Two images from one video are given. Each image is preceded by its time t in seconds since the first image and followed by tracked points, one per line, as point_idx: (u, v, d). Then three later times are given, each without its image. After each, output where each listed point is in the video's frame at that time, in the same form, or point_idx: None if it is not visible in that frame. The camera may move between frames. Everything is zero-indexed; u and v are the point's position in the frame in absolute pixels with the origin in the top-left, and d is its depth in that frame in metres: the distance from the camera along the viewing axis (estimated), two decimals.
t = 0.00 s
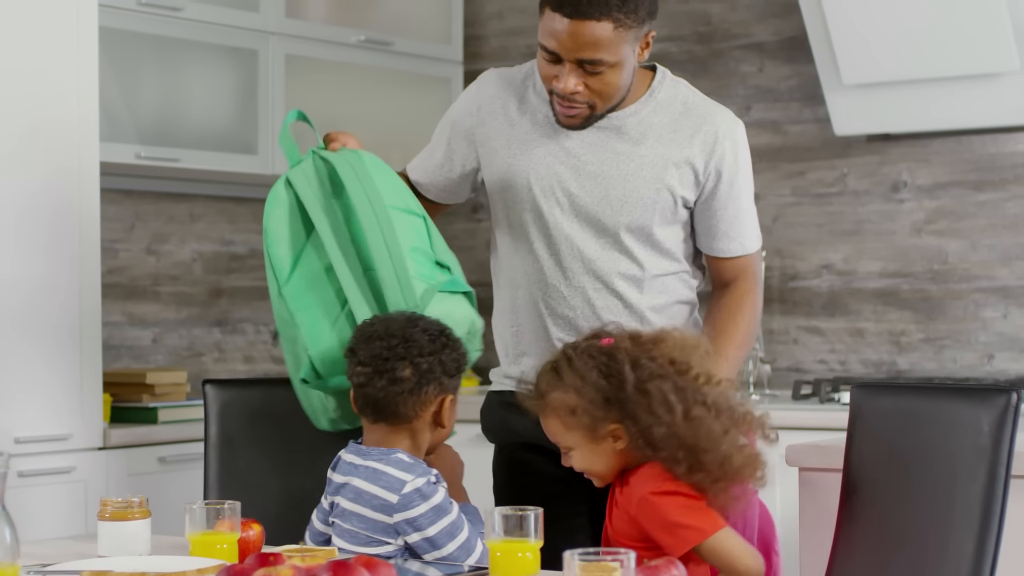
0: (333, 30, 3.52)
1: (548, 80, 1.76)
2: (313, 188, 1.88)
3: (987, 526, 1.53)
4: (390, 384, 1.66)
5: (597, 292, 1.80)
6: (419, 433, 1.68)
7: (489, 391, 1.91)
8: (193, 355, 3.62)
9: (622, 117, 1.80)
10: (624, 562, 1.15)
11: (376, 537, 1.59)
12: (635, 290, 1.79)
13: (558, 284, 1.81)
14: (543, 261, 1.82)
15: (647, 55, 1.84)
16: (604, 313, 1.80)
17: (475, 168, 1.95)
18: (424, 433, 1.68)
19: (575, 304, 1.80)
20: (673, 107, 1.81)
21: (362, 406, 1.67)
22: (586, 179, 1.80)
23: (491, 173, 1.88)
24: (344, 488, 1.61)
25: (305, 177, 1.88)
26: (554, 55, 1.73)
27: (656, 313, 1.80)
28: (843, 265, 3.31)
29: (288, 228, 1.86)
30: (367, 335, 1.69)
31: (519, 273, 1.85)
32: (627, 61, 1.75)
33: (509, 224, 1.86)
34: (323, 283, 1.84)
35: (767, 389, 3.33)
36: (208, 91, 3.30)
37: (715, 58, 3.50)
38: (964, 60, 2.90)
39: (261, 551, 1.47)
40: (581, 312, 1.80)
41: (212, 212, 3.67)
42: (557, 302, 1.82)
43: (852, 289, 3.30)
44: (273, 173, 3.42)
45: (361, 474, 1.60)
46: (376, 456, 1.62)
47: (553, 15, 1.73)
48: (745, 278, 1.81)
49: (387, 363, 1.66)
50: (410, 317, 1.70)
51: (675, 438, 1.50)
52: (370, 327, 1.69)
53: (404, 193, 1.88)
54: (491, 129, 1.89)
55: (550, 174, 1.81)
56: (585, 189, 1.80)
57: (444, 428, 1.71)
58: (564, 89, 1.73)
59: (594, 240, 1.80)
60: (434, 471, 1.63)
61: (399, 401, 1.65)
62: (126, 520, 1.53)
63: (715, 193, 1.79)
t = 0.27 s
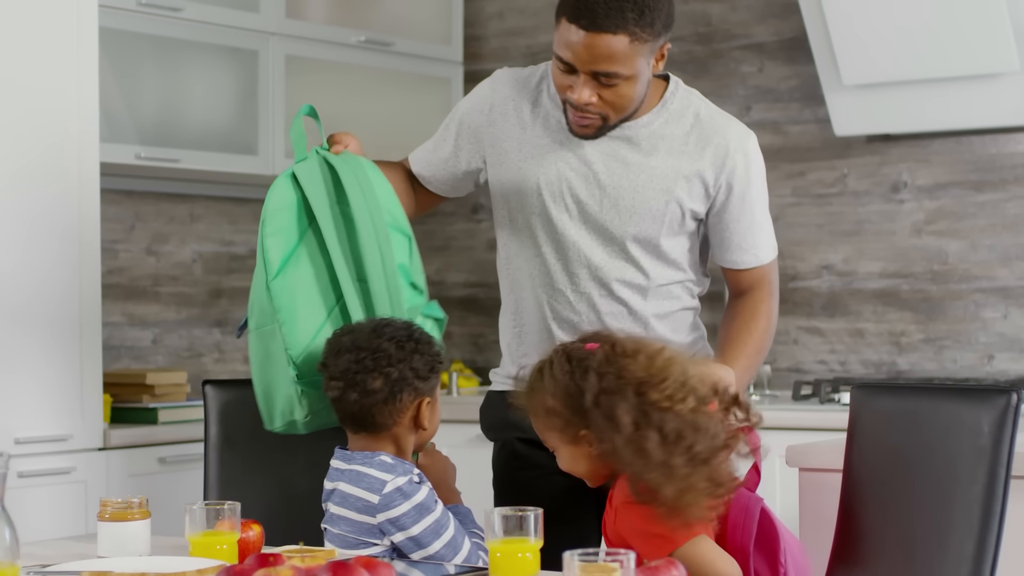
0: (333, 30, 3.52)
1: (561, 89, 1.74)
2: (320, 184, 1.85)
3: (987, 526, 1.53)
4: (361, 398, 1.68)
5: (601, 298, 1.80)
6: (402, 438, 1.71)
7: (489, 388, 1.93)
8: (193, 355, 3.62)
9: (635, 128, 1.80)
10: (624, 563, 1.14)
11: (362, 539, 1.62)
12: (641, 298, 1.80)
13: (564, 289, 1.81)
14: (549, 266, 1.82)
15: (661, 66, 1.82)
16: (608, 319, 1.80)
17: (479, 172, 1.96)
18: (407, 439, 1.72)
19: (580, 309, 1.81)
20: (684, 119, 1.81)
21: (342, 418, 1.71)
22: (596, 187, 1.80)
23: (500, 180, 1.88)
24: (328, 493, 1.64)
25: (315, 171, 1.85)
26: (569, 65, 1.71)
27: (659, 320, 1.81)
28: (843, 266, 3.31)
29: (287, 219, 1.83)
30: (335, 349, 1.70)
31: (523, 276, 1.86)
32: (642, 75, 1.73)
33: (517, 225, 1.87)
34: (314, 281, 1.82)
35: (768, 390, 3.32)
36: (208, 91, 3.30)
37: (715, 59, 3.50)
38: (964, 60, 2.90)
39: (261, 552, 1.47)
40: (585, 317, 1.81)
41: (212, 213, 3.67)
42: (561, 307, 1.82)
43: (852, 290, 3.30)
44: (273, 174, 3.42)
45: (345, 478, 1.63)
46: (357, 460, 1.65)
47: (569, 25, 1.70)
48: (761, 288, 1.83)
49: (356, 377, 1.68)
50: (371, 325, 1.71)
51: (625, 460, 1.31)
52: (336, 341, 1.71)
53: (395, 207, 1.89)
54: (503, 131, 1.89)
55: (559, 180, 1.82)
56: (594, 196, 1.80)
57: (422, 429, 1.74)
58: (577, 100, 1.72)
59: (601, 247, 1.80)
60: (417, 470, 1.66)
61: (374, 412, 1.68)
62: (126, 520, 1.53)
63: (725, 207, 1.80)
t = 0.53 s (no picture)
0: (333, 32, 3.52)
1: (566, 96, 1.73)
2: (306, 206, 1.82)
3: (987, 528, 1.53)
4: (347, 408, 1.70)
5: (600, 303, 1.81)
6: (393, 441, 1.74)
7: (483, 384, 1.94)
8: (193, 357, 3.62)
9: (638, 136, 1.80)
10: (624, 565, 1.15)
11: (359, 540, 1.62)
12: (637, 304, 1.81)
13: (562, 294, 1.82)
14: (549, 271, 1.83)
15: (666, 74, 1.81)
16: (606, 325, 1.81)
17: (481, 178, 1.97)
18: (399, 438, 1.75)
19: (578, 314, 1.81)
20: (687, 127, 1.81)
21: (332, 427, 1.74)
22: (597, 194, 1.81)
23: (500, 187, 1.89)
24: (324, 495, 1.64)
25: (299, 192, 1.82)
26: (574, 74, 1.69)
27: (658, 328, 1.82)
28: (843, 268, 3.31)
29: (271, 239, 1.80)
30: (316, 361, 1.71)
31: (520, 279, 1.87)
32: (647, 84, 1.72)
33: (515, 229, 1.86)
34: (294, 303, 1.79)
35: (768, 392, 3.32)
36: (208, 94, 3.30)
37: (715, 60, 3.49)
38: (964, 62, 2.90)
39: (261, 553, 1.50)
40: (584, 322, 1.81)
41: (212, 215, 3.67)
42: (558, 312, 1.82)
43: (852, 292, 3.30)
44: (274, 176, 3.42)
45: (340, 479, 1.64)
46: (351, 461, 1.65)
47: (575, 34, 1.68)
48: (762, 294, 1.86)
49: (340, 388, 1.69)
50: (346, 335, 1.71)
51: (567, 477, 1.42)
52: (315, 354, 1.71)
53: (377, 232, 1.87)
54: (506, 137, 1.89)
55: (559, 186, 1.82)
56: (595, 202, 1.81)
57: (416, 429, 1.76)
58: (583, 108, 1.71)
59: (600, 254, 1.81)
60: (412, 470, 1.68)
61: (362, 420, 1.71)
62: (126, 522, 1.53)
63: (725, 215, 1.81)
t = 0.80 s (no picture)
0: (333, 33, 3.51)
1: (548, 85, 1.74)
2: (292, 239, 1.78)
3: (987, 529, 1.53)
4: (348, 413, 1.67)
5: (590, 297, 1.81)
6: (398, 442, 1.71)
7: (467, 386, 1.93)
8: (193, 358, 3.62)
9: (621, 125, 1.80)
10: (624, 565, 1.15)
11: (362, 542, 1.61)
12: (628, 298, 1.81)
13: (551, 290, 1.82)
14: (537, 267, 1.82)
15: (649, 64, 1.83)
16: (596, 318, 1.81)
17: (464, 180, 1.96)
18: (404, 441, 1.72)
19: (568, 309, 1.82)
20: (669, 115, 1.82)
21: (334, 432, 1.71)
22: (583, 186, 1.81)
23: (486, 188, 1.88)
24: (329, 496, 1.64)
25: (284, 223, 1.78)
26: (557, 61, 1.71)
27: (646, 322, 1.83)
28: (843, 269, 3.31)
29: (253, 272, 1.76)
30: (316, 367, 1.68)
31: (507, 276, 1.87)
32: (629, 71, 1.73)
33: (501, 225, 1.85)
34: (276, 338, 1.75)
35: (768, 393, 3.32)
36: (208, 95, 3.30)
37: (715, 61, 3.49)
38: (964, 63, 2.90)
39: (262, 555, 1.51)
40: (574, 316, 1.81)
41: (212, 216, 3.67)
42: (548, 307, 1.83)
43: (852, 293, 3.30)
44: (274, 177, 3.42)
45: (345, 481, 1.63)
46: (357, 464, 1.64)
47: (558, 22, 1.70)
48: (739, 285, 1.87)
49: (341, 393, 1.67)
50: (347, 339, 1.69)
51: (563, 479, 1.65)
52: (314, 360, 1.70)
53: (359, 266, 1.86)
54: (487, 136, 1.89)
55: (546, 183, 1.82)
56: (582, 195, 1.80)
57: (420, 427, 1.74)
58: (566, 95, 1.71)
59: (588, 247, 1.81)
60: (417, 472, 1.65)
61: (365, 424, 1.68)
62: (126, 523, 1.53)
63: (709, 203, 1.81)
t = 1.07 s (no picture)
0: (333, 33, 3.51)
1: (522, 87, 1.79)
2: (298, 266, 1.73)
3: (988, 530, 1.54)
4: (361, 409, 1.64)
5: (567, 300, 1.85)
6: (410, 438, 1.69)
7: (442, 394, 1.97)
8: (193, 359, 3.62)
9: (592, 126, 1.84)
10: (624, 566, 1.14)
11: (372, 543, 1.59)
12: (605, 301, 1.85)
13: (528, 296, 1.86)
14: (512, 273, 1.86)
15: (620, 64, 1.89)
16: (573, 321, 1.86)
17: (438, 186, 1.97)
18: (416, 437, 1.70)
19: (545, 313, 1.86)
20: (640, 116, 1.86)
21: (346, 429, 1.67)
22: (556, 191, 1.84)
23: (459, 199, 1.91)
24: (338, 495, 1.61)
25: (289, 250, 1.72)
26: (532, 63, 1.77)
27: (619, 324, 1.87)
28: (843, 269, 3.31)
29: (259, 302, 1.70)
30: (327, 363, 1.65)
31: (482, 283, 1.90)
32: (602, 71, 1.79)
33: (476, 233, 1.88)
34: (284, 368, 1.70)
35: (768, 394, 3.32)
36: (208, 96, 3.30)
37: (715, 63, 3.49)
38: (964, 64, 2.90)
39: (262, 555, 1.50)
40: (550, 320, 1.86)
41: (212, 217, 3.67)
42: (525, 312, 1.87)
43: (852, 293, 3.30)
44: (274, 178, 3.43)
45: (356, 480, 1.61)
46: (368, 464, 1.62)
47: (532, 23, 1.76)
48: (707, 283, 1.89)
49: (354, 388, 1.63)
50: (359, 334, 1.66)
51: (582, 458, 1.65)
52: (325, 357, 1.65)
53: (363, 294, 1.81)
54: (457, 146, 1.91)
55: (520, 191, 1.85)
56: (557, 200, 1.83)
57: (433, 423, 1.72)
58: (541, 96, 1.77)
59: (565, 249, 1.84)
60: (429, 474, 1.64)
61: (379, 421, 1.65)
62: (127, 524, 1.53)
63: (680, 200, 1.85)
